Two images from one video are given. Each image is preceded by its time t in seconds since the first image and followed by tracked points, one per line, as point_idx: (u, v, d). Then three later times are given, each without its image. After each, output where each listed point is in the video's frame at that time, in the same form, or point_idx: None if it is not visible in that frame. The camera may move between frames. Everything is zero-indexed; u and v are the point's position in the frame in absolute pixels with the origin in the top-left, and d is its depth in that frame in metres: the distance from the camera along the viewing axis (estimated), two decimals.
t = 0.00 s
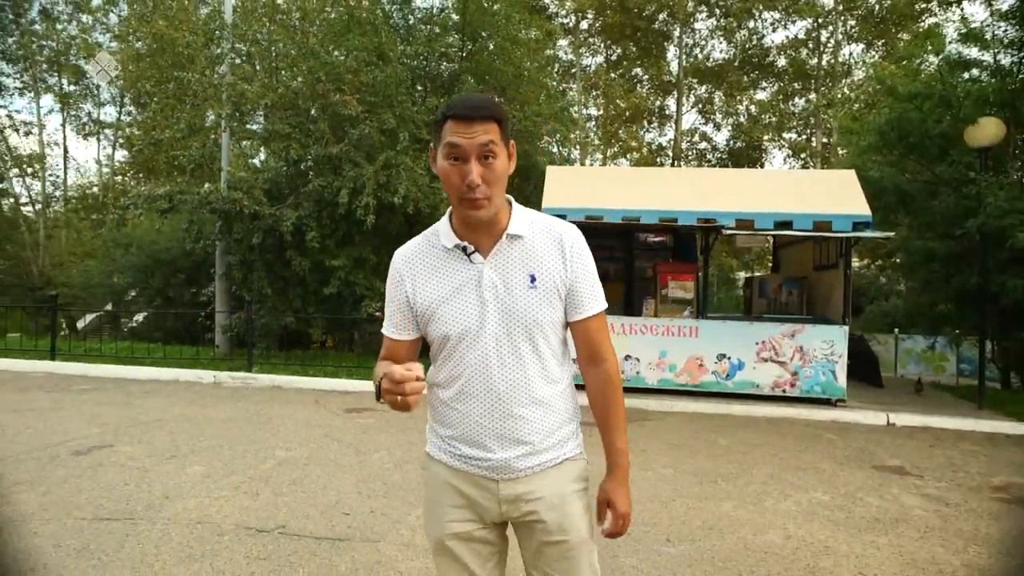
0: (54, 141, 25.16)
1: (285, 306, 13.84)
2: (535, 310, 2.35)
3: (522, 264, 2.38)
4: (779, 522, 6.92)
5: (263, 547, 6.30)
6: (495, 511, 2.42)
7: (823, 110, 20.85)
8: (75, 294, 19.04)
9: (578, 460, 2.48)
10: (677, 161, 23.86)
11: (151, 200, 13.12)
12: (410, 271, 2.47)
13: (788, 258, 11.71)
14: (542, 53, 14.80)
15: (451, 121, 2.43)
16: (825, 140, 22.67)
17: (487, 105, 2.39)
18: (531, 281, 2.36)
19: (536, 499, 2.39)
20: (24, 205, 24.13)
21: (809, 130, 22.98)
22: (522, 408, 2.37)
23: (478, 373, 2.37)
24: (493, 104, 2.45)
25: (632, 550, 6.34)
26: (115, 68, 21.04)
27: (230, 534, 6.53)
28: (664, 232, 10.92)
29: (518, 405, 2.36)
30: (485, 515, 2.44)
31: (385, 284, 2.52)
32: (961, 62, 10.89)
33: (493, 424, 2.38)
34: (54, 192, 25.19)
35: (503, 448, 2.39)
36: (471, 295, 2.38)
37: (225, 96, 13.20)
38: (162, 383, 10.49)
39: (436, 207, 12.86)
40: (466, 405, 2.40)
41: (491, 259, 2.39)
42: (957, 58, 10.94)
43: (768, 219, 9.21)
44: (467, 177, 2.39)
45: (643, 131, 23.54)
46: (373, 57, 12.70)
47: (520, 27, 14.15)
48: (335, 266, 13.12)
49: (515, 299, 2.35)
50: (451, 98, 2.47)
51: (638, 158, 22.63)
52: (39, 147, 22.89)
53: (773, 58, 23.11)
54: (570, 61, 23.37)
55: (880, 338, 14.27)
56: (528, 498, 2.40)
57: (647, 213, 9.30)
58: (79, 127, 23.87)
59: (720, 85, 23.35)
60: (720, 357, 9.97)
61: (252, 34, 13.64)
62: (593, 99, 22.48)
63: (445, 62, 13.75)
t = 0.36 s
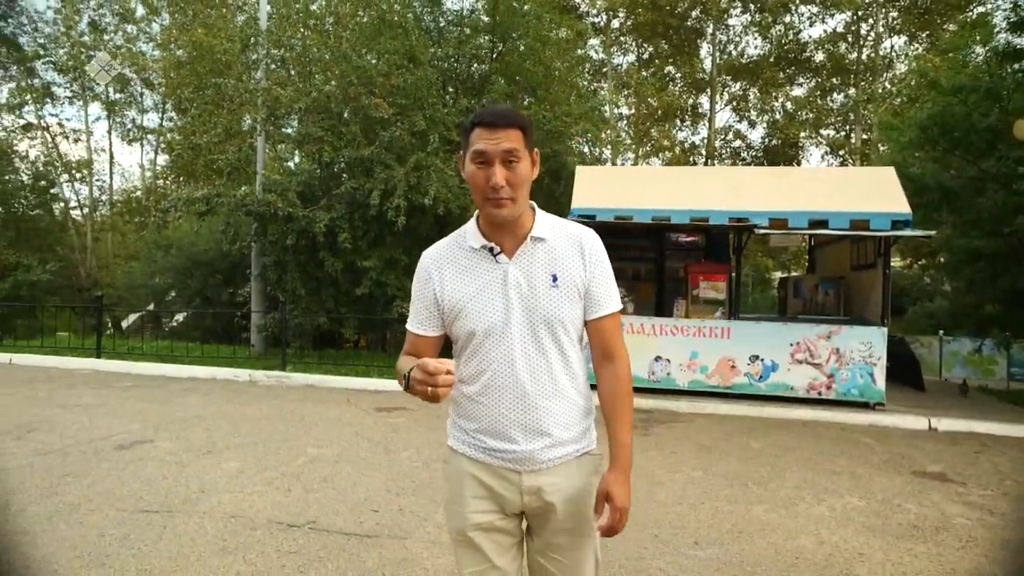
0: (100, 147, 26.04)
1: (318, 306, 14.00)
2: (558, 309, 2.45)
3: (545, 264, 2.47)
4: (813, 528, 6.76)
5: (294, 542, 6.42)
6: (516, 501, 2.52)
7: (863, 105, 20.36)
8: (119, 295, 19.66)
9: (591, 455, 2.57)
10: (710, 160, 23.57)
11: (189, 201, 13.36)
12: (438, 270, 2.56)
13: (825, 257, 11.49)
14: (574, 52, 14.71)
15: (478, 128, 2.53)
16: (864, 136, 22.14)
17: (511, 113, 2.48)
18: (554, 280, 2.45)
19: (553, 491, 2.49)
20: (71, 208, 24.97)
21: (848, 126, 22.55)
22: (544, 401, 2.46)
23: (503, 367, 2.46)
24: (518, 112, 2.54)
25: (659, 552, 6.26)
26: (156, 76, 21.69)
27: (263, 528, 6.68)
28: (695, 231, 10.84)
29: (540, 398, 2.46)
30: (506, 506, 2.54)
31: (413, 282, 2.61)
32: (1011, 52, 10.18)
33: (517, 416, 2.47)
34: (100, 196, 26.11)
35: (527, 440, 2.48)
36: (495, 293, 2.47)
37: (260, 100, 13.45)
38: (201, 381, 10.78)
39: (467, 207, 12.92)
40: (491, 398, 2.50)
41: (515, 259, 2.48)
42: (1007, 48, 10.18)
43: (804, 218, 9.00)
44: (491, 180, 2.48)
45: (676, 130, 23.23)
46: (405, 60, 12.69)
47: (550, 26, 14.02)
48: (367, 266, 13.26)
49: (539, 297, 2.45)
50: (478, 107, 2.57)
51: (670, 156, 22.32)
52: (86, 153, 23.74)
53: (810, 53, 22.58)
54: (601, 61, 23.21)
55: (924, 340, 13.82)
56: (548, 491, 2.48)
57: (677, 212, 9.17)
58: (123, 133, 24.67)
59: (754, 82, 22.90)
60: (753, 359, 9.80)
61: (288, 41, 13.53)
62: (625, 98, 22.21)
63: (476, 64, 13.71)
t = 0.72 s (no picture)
0: (131, 151, 26.66)
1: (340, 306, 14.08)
2: (567, 308, 2.86)
3: (561, 269, 2.88)
4: (834, 531, 6.65)
5: (312, 538, 6.51)
6: (518, 485, 2.86)
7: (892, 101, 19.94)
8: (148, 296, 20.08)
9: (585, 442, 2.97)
10: (734, 159, 23.29)
11: (214, 202, 13.40)
12: (465, 260, 2.94)
13: (851, 257, 11.34)
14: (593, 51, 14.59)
15: (518, 136, 2.91)
16: (894, 133, 21.69)
17: (549, 126, 2.88)
18: (567, 284, 2.87)
19: (552, 474, 2.86)
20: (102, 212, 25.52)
21: (875, 123, 22.18)
22: (546, 386, 2.86)
23: (513, 352, 2.84)
24: (553, 126, 2.94)
25: (675, 553, 6.21)
26: (184, 81, 22.14)
27: (281, 524, 6.78)
28: (717, 231, 10.84)
29: (542, 384, 2.86)
30: (511, 490, 2.87)
31: (440, 268, 2.97)
32: None
33: (521, 395, 2.86)
34: (130, 199, 26.71)
35: (529, 420, 2.87)
36: (514, 288, 2.86)
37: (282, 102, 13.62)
38: (226, 380, 10.99)
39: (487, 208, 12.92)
40: (499, 378, 2.87)
41: (537, 259, 2.89)
42: None
43: (827, 216, 8.89)
44: (524, 181, 2.86)
45: (698, 129, 23.07)
46: (424, 61, 12.66)
47: (570, 26, 13.93)
48: (387, 267, 13.33)
49: (552, 296, 2.85)
50: (519, 118, 2.98)
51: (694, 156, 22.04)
52: (117, 157, 24.29)
53: (837, 49, 22.21)
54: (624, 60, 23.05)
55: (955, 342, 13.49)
56: (551, 476, 2.87)
57: (698, 211, 9.10)
58: (152, 137, 25.20)
59: (779, 79, 22.75)
60: (775, 360, 9.68)
61: (311, 44, 13.66)
62: (647, 97, 21.91)
63: (498, 66, 13.52)
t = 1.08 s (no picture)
0: (153, 153, 27.05)
1: (354, 305, 14.14)
2: (571, 304, 2.92)
3: (566, 266, 2.93)
4: (848, 533, 6.51)
5: (321, 534, 6.55)
6: (517, 467, 2.90)
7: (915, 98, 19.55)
8: (168, 296, 20.38)
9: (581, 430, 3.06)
10: (751, 157, 23.00)
11: (230, 202, 13.56)
12: (471, 252, 2.91)
13: (870, 257, 11.22)
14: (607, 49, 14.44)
15: (534, 136, 2.98)
16: (916, 130, 21.26)
17: (564, 130, 2.96)
18: (572, 281, 2.93)
19: (551, 459, 2.92)
20: (124, 212, 25.91)
21: (897, 120, 21.73)
22: (548, 379, 2.91)
23: (520, 346, 2.86)
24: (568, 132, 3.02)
25: (684, 554, 6.12)
26: (203, 83, 22.41)
27: (291, 520, 6.83)
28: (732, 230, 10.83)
29: (545, 376, 2.90)
30: (507, 473, 2.89)
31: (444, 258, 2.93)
32: None
33: (524, 388, 2.88)
34: (150, 200, 27.10)
35: (527, 410, 2.89)
36: (522, 283, 2.86)
37: (297, 102, 13.70)
38: (243, 378, 11.12)
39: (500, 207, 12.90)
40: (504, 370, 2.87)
41: (543, 255, 2.92)
42: None
43: (845, 214, 8.76)
44: (536, 177, 2.91)
45: (715, 127, 22.87)
46: (438, 61, 12.59)
47: (586, 25, 13.80)
48: (401, 266, 13.36)
49: (558, 292, 2.89)
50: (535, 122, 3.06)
51: (711, 154, 21.73)
52: (139, 158, 24.65)
53: (857, 45, 21.84)
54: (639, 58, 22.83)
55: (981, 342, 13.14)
56: (546, 459, 2.92)
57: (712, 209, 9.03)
58: (173, 139, 25.50)
59: (799, 76, 22.46)
60: (791, 360, 9.58)
61: (326, 45, 13.82)
62: (663, 95, 21.58)
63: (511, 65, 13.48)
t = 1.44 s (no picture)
0: (191, 156, 27.72)
1: (381, 305, 14.26)
2: (577, 299, 2.78)
3: (569, 260, 2.79)
4: (882, 541, 6.26)
5: (342, 530, 6.61)
6: (516, 463, 2.75)
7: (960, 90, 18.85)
8: (204, 295, 20.87)
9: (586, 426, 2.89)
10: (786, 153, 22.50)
11: (261, 203, 13.83)
12: (472, 247, 2.75)
13: (912, 257, 11.12)
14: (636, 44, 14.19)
15: (534, 134, 2.83)
16: (961, 123, 20.52)
17: (564, 126, 2.82)
18: (575, 276, 2.78)
19: (552, 454, 2.76)
20: (164, 214, 26.61)
21: (941, 114, 20.90)
22: (554, 376, 2.75)
23: (524, 342, 2.70)
24: (568, 130, 2.89)
25: (708, 559, 5.96)
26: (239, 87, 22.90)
27: (314, 516, 6.91)
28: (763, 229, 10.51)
29: (551, 373, 2.74)
30: (506, 469, 2.75)
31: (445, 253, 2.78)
32: None
33: (530, 385, 2.72)
34: (189, 203, 27.80)
35: (534, 407, 2.73)
36: (526, 277, 2.71)
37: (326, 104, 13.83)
38: (275, 376, 11.33)
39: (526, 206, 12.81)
40: (508, 368, 2.71)
41: (545, 250, 2.77)
42: None
43: (880, 211, 8.53)
44: (538, 174, 2.76)
45: (748, 123, 22.38)
46: (464, 61, 12.66)
47: (615, 22, 13.64)
48: (427, 265, 13.40)
49: (563, 287, 2.75)
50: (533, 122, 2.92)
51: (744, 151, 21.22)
52: (178, 161, 25.30)
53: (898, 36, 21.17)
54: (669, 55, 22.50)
55: None
56: (547, 456, 2.76)
57: (740, 207, 8.96)
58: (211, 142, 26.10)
59: (835, 70, 21.94)
60: (824, 361, 9.49)
61: (355, 47, 13.95)
62: (694, 92, 21.18)
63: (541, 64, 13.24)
